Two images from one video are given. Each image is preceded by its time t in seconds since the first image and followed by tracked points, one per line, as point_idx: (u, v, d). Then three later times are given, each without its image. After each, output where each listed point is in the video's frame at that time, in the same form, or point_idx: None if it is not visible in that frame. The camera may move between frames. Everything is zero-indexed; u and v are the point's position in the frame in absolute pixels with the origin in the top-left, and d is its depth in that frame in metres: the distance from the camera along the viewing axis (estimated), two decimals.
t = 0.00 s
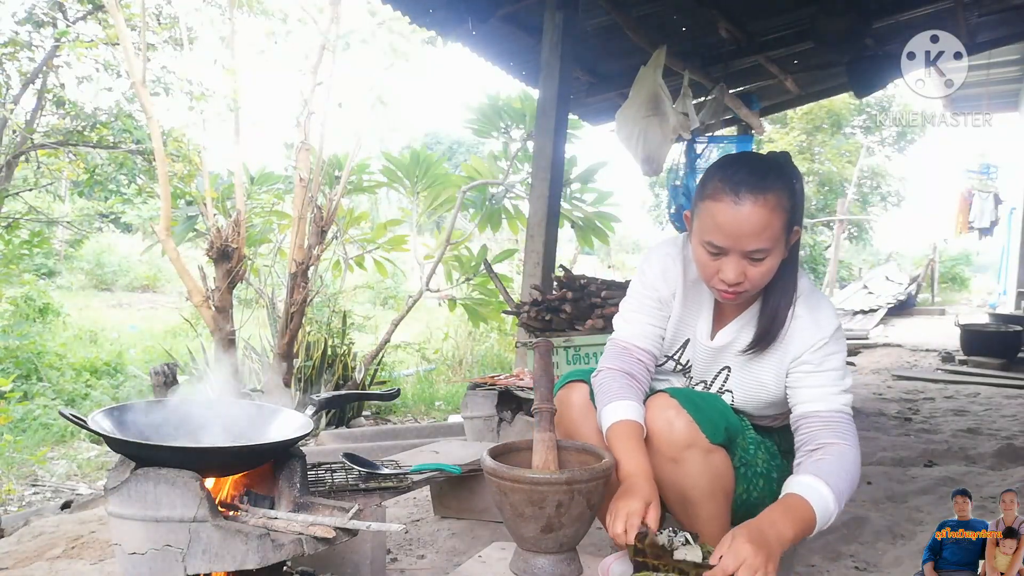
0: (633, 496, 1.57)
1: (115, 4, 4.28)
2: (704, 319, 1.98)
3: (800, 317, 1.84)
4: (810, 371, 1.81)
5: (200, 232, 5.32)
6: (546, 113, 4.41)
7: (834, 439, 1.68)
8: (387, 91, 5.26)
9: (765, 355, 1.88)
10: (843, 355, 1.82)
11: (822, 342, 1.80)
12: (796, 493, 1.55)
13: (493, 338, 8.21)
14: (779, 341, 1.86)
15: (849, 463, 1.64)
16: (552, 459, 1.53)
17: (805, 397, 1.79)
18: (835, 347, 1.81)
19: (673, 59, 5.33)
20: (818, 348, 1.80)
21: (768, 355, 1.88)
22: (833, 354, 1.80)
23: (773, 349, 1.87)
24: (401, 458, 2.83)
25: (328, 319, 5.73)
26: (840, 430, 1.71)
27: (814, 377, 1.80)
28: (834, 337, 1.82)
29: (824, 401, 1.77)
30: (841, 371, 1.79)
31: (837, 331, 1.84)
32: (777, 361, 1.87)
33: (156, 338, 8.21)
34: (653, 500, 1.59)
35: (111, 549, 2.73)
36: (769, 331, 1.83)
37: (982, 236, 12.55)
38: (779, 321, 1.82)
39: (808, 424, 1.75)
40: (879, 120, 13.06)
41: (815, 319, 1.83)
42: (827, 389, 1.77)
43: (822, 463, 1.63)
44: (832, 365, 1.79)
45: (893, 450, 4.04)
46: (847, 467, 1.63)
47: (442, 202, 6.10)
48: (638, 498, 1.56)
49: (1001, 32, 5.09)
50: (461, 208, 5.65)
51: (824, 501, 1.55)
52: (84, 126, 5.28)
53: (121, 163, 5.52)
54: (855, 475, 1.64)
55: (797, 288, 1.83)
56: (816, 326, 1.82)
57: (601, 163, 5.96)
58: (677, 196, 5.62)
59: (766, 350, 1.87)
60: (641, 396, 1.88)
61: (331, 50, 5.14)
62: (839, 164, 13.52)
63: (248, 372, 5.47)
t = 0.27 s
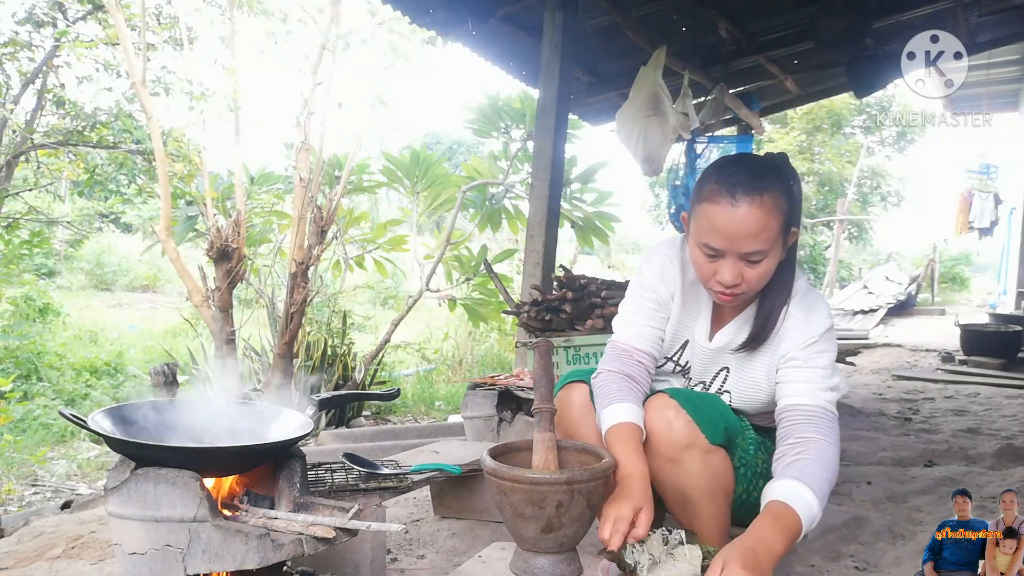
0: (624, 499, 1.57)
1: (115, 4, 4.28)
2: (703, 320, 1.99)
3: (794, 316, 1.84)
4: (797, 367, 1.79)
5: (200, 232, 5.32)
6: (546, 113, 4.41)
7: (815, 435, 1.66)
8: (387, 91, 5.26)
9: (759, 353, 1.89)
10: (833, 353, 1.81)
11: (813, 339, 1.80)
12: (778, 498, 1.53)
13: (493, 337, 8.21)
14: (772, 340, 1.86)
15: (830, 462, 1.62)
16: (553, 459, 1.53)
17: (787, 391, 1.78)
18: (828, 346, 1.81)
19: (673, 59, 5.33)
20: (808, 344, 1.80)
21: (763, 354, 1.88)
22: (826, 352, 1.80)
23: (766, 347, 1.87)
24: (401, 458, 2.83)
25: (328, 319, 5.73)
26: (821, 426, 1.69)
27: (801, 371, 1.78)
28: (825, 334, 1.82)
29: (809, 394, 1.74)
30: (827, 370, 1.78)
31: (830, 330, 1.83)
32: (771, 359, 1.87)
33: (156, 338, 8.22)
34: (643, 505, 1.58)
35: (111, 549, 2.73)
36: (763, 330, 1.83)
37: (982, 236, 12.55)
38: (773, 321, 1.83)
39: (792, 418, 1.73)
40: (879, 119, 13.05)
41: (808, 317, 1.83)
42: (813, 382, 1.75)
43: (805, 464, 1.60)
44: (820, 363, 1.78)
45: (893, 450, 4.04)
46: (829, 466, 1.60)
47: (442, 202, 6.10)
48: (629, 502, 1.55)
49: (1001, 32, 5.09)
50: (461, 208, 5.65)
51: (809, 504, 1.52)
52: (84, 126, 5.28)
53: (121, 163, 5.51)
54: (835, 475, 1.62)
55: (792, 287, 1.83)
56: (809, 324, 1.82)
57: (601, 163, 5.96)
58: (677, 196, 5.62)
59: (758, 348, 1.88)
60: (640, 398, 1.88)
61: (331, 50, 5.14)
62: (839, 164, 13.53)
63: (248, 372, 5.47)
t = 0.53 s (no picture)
0: (620, 500, 1.57)
1: (115, 4, 4.28)
2: (701, 320, 1.99)
3: (791, 315, 1.84)
4: (797, 365, 1.79)
5: (200, 232, 5.32)
6: (546, 113, 4.41)
7: (816, 431, 1.65)
8: (387, 91, 5.26)
9: (758, 352, 1.89)
10: (832, 350, 1.81)
11: (811, 337, 1.80)
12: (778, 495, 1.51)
13: (493, 337, 8.21)
14: (771, 339, 1.86)
15: (836, 459, 1.61)
16: (552, 459, 1.53)
17: (788, 389, 1.77)
18: (828, 345, 1.81)
19: (673, 59, 5.33)
20: (806, 343, 1.80)
21: (761, 351, 1.88)
22: (824, 350, 1.79)
23: (765, 346, 1.87)
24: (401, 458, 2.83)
25: (329, 319, 5.74)
26: (822, 422, 1.68)
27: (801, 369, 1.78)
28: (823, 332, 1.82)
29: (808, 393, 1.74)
30: (829, 366, 1.77)
31: (828, 328, 1.83)
32: (770, 357, 1.87)
33: (156, 338, 8.22)
34: (639, 506, 1.58)
35: (111, 549, 2.73)
36: (761, 329, 1.84)
37: (982, 236, 12.55)
38: (769, 321, 1.83)
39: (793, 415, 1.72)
40: (879, 119, 13.05)
41: (805, 316, 1.83)
42: (812, 380, 1.75)
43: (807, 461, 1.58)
44: (818, 360, 1.78)
45: (893, 450, 4.05)
46: (832, 461, 1.59)
47: (442, 202, 6.11)
48: (624, 504, 1.55)
49: (1000, 32, 5.09)
50: (461, 208, 5.65)
51: (809, 501, 1.51)
52: (84, 126, 5.28)
53: (120, 162, 5.51)
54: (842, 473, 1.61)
55: (789, 286, 1.83)
56: (807, 323, 1.82)
57: (601, 163, 5.96)
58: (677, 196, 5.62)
59: (756, 348, 1.88)
60: (639, 398, 1.88)
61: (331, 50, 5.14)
62: (839, 164, 13.53)
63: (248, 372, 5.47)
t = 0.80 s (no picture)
0: (620, 500, 1.56)
1: (115, 4, 4.28)
2: (701, 319, 1.98)
3: (792, 313, 1.84)
4: (802, 363, 1.79)
5: (200, 232, 5.32)
6: (546, 113, 4.41)
7: (825, 429, 1.66)
8: (387, 91, 5.26)
9: (760, 350, 1.88)
10: (834, 347, 1.81)
11: (813, 334, 1.80)
12: (789, 498, 1.50)
13: (493, 337, 8.22)
14: (772, 338, 1.86)
15: (852, 453, 1.61)
16: (552, 459, 1.53)
17: (796, 390, 1.78)
18: (829, 342, 1.80)
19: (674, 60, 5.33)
20: (808, 340, 1.80)
21: (763, 350, 1.88)
22: (826, 348, 1.79)
23: (767, 344, 1.87)
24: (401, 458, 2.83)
25: (329, 319, 5.74)
26: (832, 418, 1.68)
27: (806, 367, 1.78)
28: (825, 329, 1.82)
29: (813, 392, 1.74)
30: (834, 362, 1.77)
31: (829, 325, 1.83)
32: (772, 355, 1.87)
33: (156, 338, 8.21)
34: (639, 506, 1.58)
35: (111, 549, 2.73)
36: (762, 327, 1.83)
37: (982, 236, 12.55)
38: (771, 320, 1.83)
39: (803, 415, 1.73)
40: (879, 119, 13.04)
41: (806, 314, 1.83)
42: (817, 378, 1.75)
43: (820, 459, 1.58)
44: (821, 356, 1.78)
45: (893, 450, 4.05)
46: (842, 457, 1.59)
47: (442, 202, 6.11)
48: (624, 504, 1.55)
49: (1000, 32, 5.10)
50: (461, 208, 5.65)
51: (819, 499, 1.50)
52: (84, 126, 5.28)
53: (120, 162, 5.51)
54: (860, 466, 1.62)
55: (788, 284, 1.83)
56: (808, 321, 1.82)
57: (601, 163, 5.96)
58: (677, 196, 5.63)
59: (758, 347, 1.88)
60: (639, 398, 1.88)
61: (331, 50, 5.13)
62: (839, 164, 13.53)
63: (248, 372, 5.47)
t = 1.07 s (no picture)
0: (619, 500, 1.56)
1: (115, 4, 4.28)
2: (700, 318, 1.98)
3: (792, 312, 1.84)
4: (802, 362, 1.79)
5: (200, 232, 5.32)
6: (546, 113, 4.41)
7: (820, 429, 1.65)
8: (387, 91, 5.27)
9: (760, 349, 1.88)
10: (834, 346, 1.81)
11: (812, 333, 1.79)
12: (781, 496, 1.50)
13: (493, 337, 8.22)
14: (771, 337, 1.86)
15: (845, 455, 1.61)
16: (552, 459, 1.53)
17: (793, 388, 1.78)
18: (829, 341, 1.80)
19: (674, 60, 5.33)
20: (807, 339, 1.79)
21: (762, 349, 1.88)
22: (826, 347, 1.79)
23: (766, 343, 1.87)
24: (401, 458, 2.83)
25: (329, 319, 5.74)
26: (827, 418, 1.68)
27: (804, 367, 1.78)
28: (824, 328, 1.81)
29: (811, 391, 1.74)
30: (833, 362, 1.77)
31: (829, 324, 1.83)
32: (772, 354, 1.87)
33: (156, 338, 8.22)
34: (639, 506, 1.57)
35: (111, 549, 2.73)
36: (761, 326, 1.83)
37: (982, 236, 12.55)
38: (770, 319, 1.83)
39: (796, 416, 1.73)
40: (879, 119, 13.03)
41: (806, 312, 1.83)
42: (816, 377, 1.75)
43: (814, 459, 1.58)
44: (821, 355, 1.77)
45: (893, 450, 4.05)
46: (835, 458, 1.59)
47: (442, 202, 6.11)
48: (622, 503, 1.55)
49: (1000, 32, 5.10)
50: (461, 208, 5.65)
51: (812, 500, 1.50)
52: (84, 126, 5.28)
53: (120, 162, 5.51)
54: (854, 467, 1.62)
55: (787, 283, 1.84)
56: (808, 320, 1.82)
57: (601, 163, 5.96)
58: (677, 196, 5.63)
59: (758, 346, 1.88)
60: (639, 397, 1.88)
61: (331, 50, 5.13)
62: (839, 164, 13.53)
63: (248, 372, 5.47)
